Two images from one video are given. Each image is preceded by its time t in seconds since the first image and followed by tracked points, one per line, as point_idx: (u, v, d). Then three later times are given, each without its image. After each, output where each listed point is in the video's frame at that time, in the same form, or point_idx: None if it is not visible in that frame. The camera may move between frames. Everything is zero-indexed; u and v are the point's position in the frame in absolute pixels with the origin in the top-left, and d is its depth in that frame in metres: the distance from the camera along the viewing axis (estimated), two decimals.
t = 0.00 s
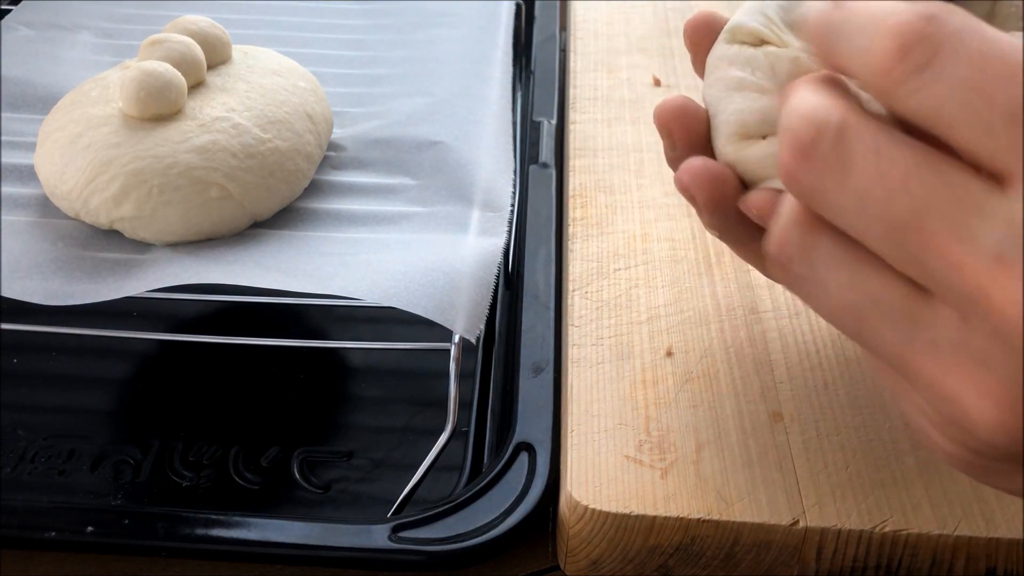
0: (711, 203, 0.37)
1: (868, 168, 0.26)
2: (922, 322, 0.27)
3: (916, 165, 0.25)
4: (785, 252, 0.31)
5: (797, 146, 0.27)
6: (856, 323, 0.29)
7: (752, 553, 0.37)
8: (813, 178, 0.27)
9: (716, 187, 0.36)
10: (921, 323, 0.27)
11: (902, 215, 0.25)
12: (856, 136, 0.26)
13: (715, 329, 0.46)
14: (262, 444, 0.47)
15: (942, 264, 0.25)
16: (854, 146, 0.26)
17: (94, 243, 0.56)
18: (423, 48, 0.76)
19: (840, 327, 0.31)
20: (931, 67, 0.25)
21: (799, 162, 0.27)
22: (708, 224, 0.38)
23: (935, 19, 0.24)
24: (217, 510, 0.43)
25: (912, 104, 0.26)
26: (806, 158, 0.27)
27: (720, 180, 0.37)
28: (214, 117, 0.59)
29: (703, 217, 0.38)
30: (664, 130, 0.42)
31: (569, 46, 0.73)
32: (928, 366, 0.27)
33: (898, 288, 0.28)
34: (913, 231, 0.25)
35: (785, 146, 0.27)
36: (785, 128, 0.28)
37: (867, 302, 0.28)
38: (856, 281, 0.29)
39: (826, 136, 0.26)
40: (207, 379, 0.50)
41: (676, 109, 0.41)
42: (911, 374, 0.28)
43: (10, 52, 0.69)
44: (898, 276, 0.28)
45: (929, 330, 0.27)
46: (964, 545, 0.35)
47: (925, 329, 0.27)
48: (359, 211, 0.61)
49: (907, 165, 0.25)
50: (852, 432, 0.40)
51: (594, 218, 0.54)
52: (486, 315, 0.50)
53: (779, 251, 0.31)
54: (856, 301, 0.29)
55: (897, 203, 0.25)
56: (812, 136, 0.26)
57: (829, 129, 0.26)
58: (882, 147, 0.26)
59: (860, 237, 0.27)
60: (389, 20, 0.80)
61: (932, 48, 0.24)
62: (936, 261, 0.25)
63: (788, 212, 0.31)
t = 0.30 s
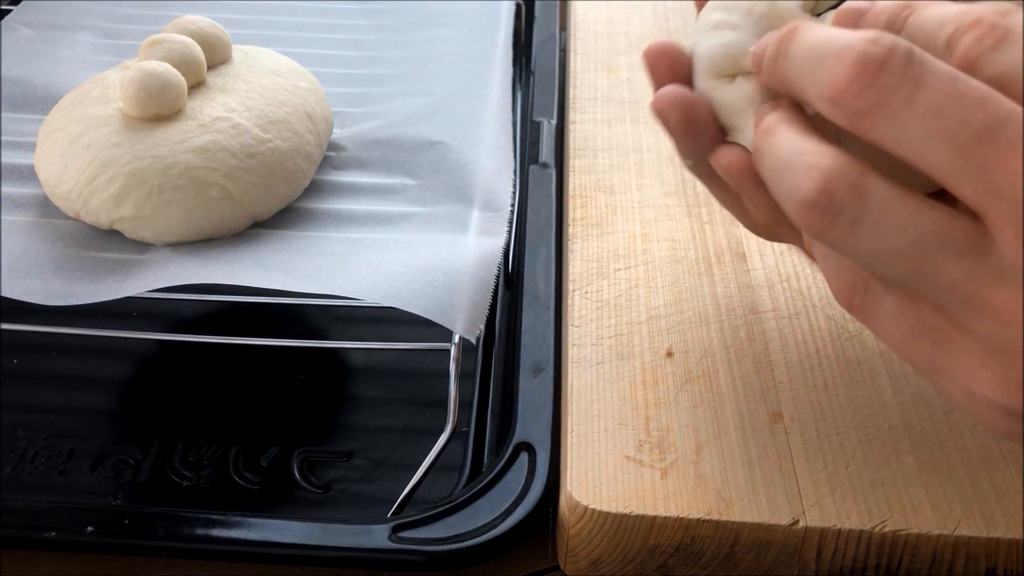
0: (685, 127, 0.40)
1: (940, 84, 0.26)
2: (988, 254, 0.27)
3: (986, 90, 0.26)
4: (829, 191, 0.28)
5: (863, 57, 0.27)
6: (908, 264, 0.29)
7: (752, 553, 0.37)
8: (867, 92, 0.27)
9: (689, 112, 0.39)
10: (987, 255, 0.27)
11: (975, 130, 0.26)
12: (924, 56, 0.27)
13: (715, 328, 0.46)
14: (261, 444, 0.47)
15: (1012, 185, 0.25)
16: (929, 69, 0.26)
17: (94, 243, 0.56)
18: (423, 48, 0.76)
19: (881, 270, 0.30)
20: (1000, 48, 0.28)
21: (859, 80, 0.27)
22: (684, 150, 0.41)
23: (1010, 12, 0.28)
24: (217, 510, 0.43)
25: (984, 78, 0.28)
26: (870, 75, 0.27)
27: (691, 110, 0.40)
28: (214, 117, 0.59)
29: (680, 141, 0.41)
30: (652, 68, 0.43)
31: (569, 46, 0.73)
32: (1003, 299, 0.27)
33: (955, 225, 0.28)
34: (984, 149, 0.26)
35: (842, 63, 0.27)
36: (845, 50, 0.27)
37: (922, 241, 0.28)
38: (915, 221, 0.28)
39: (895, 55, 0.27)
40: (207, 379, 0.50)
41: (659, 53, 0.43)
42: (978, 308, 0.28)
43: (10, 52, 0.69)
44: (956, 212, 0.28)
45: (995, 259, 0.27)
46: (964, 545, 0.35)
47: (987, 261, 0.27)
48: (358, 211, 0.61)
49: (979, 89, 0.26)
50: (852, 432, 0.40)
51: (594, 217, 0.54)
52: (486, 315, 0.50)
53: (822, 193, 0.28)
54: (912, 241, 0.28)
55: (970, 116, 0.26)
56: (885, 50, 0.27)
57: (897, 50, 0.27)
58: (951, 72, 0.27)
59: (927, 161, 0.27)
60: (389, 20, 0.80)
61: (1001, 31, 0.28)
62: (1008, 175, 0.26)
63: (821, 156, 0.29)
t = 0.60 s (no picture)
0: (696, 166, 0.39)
1: (808, 175, 0.28)
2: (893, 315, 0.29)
3: (857, 165, 0.28)
4: (741, 272, 0.33)
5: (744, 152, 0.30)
6: (830, 325, 0.32)
7: (752, 554, 0.37)
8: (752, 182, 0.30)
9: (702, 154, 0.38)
10: (893, 318, 0.29)
11: (843, 219, 0.28)
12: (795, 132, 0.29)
13: (715, 329, 0.46)
14: (262, 444, 0.47)
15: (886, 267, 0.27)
16: (795, 157, 0.29)
17: (94, 243, 0.56)
18: (423, 48, 0.76)
19: (812, 327, 0.33)
20: (876, 81, 0.29)
21: (743, 171, 0.30)
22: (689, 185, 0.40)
23: (886, 32, 0.29)
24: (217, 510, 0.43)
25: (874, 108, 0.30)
26: (750, 167, 0.30)
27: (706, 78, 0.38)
28: (214, 117, 0.59)
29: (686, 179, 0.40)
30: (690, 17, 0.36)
31: (569, 46, 0.73)
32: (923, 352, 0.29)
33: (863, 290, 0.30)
34: (855, 236, 0.28)
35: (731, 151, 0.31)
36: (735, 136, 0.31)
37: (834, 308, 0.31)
38: (820, 291, 0.31)
39: (764, 147, 0.29)
40: (207, 379, 0.50)
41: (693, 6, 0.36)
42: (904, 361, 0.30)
43: (9, 52, 0.69)
44: (860, 279, 0.30)
45: (899, 320, 0.29)
46: (964, 544, 0.35)
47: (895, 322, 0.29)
48: (358, 211, 0.61)
49: (846, 169, 0.28)
50: (852, 432, 0.40)
51: (594, 217, 0.54)
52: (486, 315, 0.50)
53: (738, 275, 0.33)
54: (827, 308, 0.31)
55: (837, 206, 0.28)
56: (752, 144, 0.30)
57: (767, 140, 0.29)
58: (822, 151, 0.28)
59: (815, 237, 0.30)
60: (389, 20, 0.80)
61: (874, 64, 0.29)
62: (879, 255, 0.27)
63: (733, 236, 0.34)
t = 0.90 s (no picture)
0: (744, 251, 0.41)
1: (858, 179, 0.24)
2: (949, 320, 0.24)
3: (908, 164, 0.23)
4: (788, 284, 0.28)
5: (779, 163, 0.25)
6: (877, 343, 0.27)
7: (752, 553, 0.37)
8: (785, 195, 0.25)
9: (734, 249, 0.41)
10: (952, 323, 0.24)
11: (903, 217, 0.23)
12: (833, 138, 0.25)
13: (715, 329, 0.46)
14: (262, 444, 0.47)
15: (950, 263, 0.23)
16: (844, 159, 0.24)
17: (94, 243, 0.56)
18: (424, 48, 0.76)
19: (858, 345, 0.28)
20: (905, 106, 0.24)
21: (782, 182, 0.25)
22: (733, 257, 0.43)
23: (909, 57, 0.24)
24: (217, 510, 0.43)
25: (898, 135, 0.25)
26: (790, 177, 0.25)
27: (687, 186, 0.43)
28: (214, 117, 0.59)
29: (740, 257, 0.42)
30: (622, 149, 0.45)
31: (569, 46, 0.73)
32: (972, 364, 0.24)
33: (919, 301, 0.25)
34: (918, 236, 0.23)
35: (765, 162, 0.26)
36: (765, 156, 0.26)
37: (884, 319, 0.26)
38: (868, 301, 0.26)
39: (805, 155, 0.24)
40: (207, 379, 0.50)
41: (685, 186, 0.39)
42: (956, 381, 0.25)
43: (9, 52, 0.69)
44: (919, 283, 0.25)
45: (957, 324, 0.24)
46: (964, 544, 0.35)
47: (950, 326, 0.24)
48: (359, 211, 0.61)
49: (900, 166, 0.23)
50: (852, 432, 0.40)
51: (594, 217, 0.54)
52: (486, 315, 0.50)
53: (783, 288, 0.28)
54: (874, 318, 0.26)
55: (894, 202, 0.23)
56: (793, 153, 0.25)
57: (806, 148, 0.25)
58: (866, 157, 0.24)
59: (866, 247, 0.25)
60: (389, 20, 0.80)
61: (903, 87, 0.24)
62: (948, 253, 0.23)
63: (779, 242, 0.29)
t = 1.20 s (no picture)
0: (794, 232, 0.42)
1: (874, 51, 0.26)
2: (935, 196, 0.28)
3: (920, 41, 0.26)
4: (786, 157, 0.30)
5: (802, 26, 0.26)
6: (865, 216, 0.30)
7: (752, 553, 0.37)
8: (799, 59, 0.27)
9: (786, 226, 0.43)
10: (938, 196, 0.28)
11: (911, 82, 0.26)
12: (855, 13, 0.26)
13: (715, 328, 0.46)
14: (262, 444, 0.47)
15: (956, 122, 0.26)
16: (863, 30, 0.26)
17: (94, 243, 0.56)
18: (424, 48, 0.76)
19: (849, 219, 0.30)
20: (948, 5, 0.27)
21: (799, 48, 0.27)
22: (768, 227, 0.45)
23: None
24: (217, 510, 0.43)
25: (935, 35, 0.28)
26: (808, 41, 0.26)
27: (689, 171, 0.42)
28: (214, 117, 0.59)
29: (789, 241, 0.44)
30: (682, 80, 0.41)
31: (569, 46, 0.73)
32: (958, 236, 0.28)
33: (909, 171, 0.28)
34: (926, 94, 0.26)
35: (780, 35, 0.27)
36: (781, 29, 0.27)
37: (876, 191, 0.29)
38: (858, 176, 0.29)
39: (829, 22, 0.26)
40: (207, 379, 0.50)
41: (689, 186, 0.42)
42: (937, 244, 0.29)
43: (9, 52, 0.69)
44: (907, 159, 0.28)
45: (948, 196, 0.27)
46: (964, 545, 0.35)
47: (939, 201, 0.28)
48: (358, 211, 0.61)
49: (912, 42, 0.26)
50: (853, 432, 0.40)
51: (594, 218, 0.54)
52: (485, 315, 0.50)
53: (781, 160, 0.30)
54: (869, 193, 0.29)
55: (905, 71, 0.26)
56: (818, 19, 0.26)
57: (832, 16, 0.26)
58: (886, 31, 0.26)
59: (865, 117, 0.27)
60: (389, 20, 0.80)
61: None
62: (949, 114, 0.26)
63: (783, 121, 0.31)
